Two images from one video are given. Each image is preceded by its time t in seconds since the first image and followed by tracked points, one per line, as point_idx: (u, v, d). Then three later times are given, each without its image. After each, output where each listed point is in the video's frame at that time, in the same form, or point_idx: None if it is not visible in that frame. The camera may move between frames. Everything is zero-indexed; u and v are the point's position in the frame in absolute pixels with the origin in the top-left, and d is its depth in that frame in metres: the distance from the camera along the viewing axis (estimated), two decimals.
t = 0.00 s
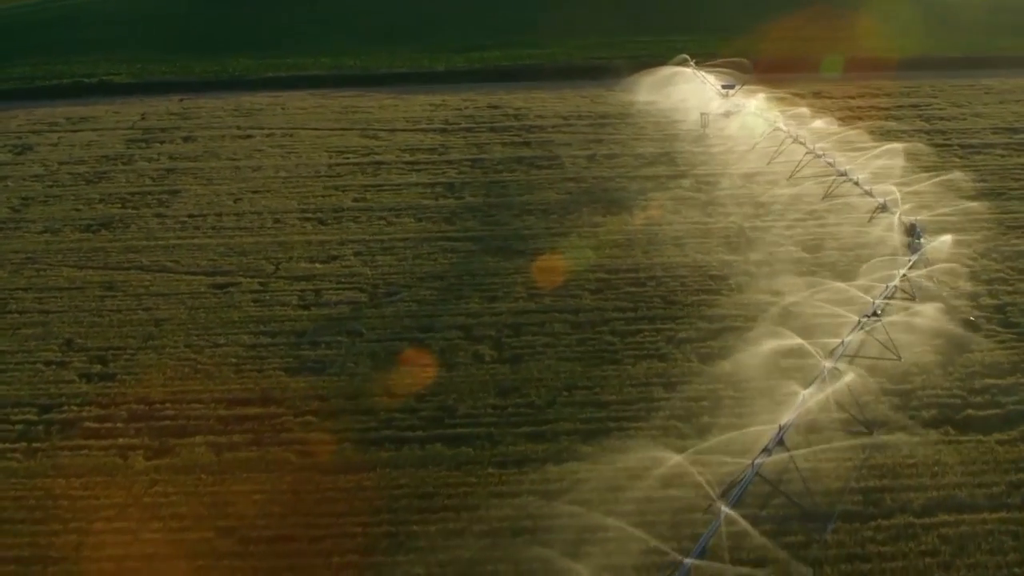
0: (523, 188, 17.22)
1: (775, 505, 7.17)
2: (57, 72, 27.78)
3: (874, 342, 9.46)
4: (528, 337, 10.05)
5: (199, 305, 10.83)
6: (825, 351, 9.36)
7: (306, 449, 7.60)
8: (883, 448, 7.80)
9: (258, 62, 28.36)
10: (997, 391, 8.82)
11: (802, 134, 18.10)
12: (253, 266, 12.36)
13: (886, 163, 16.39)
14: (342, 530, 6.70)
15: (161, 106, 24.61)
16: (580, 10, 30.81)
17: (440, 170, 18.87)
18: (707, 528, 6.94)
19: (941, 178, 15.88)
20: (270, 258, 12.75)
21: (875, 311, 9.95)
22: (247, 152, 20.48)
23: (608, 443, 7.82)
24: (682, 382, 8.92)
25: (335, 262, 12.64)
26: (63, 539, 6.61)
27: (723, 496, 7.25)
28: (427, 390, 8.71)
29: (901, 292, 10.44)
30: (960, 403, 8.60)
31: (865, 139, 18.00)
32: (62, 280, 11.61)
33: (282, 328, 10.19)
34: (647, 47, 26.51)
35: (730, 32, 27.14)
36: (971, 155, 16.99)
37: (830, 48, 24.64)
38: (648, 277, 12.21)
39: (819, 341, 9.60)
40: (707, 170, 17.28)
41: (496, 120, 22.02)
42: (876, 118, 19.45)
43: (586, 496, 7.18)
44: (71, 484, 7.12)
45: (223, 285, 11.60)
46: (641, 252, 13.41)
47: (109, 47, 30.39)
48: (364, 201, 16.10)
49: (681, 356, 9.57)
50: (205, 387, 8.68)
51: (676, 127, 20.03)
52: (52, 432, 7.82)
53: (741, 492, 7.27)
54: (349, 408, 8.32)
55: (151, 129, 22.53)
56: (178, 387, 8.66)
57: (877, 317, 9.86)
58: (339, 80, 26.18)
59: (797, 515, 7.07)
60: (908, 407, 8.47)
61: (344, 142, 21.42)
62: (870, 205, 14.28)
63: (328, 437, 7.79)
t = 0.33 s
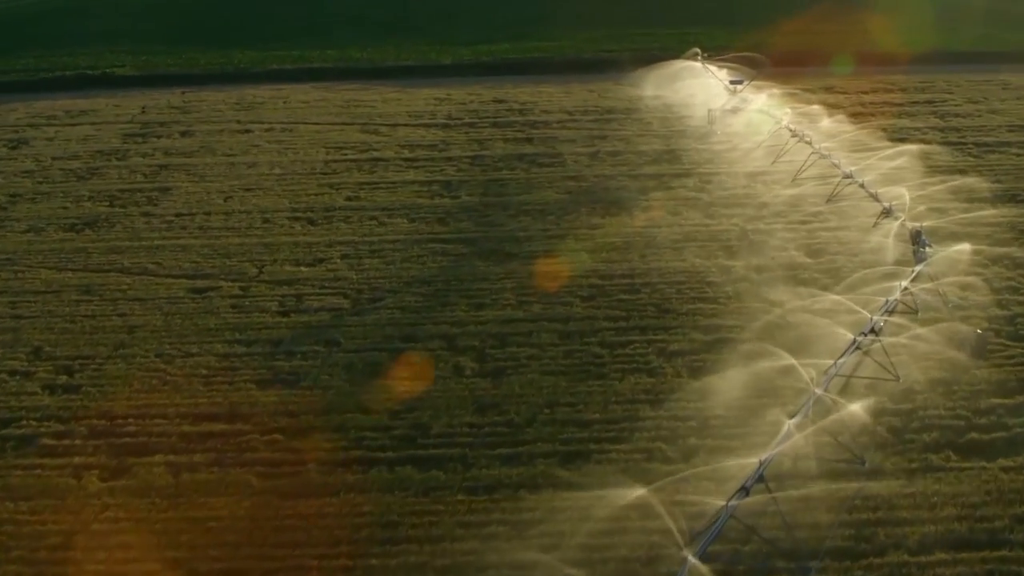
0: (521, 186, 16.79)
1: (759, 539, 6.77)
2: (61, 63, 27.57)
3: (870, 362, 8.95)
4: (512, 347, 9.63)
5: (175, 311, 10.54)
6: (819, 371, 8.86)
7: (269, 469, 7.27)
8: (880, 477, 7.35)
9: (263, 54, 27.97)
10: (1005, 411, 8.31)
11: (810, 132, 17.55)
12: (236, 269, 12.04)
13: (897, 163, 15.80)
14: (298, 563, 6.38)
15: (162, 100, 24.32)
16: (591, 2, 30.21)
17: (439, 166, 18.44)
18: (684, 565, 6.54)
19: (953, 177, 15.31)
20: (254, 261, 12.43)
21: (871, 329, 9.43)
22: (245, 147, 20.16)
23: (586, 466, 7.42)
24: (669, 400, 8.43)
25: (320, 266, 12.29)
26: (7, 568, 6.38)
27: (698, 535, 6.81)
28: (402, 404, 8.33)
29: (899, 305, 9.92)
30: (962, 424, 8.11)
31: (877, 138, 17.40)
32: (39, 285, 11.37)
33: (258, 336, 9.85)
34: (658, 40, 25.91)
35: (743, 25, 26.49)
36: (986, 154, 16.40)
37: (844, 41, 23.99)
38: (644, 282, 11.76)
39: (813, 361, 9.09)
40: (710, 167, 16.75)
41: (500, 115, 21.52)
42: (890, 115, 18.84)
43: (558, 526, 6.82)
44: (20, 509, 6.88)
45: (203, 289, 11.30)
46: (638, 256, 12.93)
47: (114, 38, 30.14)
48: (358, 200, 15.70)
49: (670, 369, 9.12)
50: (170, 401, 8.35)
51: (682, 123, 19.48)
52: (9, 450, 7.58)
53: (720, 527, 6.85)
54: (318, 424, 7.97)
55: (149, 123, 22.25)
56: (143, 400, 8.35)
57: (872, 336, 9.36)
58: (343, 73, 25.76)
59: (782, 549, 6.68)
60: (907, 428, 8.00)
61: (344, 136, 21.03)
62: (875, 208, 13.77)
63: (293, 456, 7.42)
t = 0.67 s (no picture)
0: (517, 183, 16.29)
1: None
2: (61, 52, 27.26)
3: (863, 383, 8.44)
4: (490, 360, 9.20)
5: (144, 318, 10.22)
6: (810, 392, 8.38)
7: (220, 495, 6.95)
8: (865, 512, 6.94)
9: (267, 44, 27.48)
10: (1007, 436, 7.82)
11: (816, 130, 16.94)
12: (214, 271, 11.69)
13: (905, 164, 15.21)
14: None
15: (161, 91, 23.93)
16: None
17: (435, 162, 17.97)
18: None
19: (962, 178, 14.72)
20: (232, 264, 12.07)
21: (863, 350, 8.87)
22: (239, 142, 19.76)
23: (556, 494, 7.03)
24: (650, 421, 7.99)
25: (300, 269, 11.91)
26: None
27: None
28: (367, 422, 7.93)
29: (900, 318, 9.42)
30: (963, 452, 7.60)
31: (887, 136, 16.80)
32: (10, 288, 11.09)
33: (226, 345, 9.49)
34: (667, 32, 25.24)
35: (756, 18, 25.78)
36: (1000, 154, 15.76)
37: (858, 34, 23.29)
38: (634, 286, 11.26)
39: (804, 381, 8.59)
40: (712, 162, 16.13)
41: (502, 108, 20.98)
42: (901, 111, 18.22)
43: (521, 563, 6.47)
44: None
45: (176, 293, 10.96)
46: (631, 261, 12.48)
47: (117, 27, 29.77)
48: (348, 198, 15.28)
49: (653, 385, 8.65)
50: (127, 415, 8.04)
51: (687, 117, 18.87)
52: None
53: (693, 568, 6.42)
54: (278, 443, 7.60)
55: (146, 115, 21.91)
56: (99, 414, 8.06)
57: (864, 357, 8.81)
58: (345, 64, 25.15)
59: None
60: (901, 456, 7.53)
61: (341, 129, 20.54)
62: (875, 214, 13.23)
63: (247, 480, 7.10)
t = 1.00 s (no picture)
0: (510, 178, 15.75)
1: None
2: (57, 38, 26.79)
3: (852, 405, 8.00)
4: (463, 374, 8.79)
5: (108, 326, 9.83)
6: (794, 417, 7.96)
7: (163, 524, 6.71)
8: (845, 552, 6.58)
9: (267, 32, 26.87)
10: (1003, 464, 7.36)
11: (818, 129, 16.37)
12: (187, 274, 11.32)
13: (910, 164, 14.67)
14: None
15: (157, 82, 23.34)
16: None
17: (427, 157, 17.50)
18: None
19: (968, 180, 14.16)
20: (207, 267, 11.72)
21: (845, 374, 8.35)
22: (230, 133, 19.31)
23: (517, 527, 6.73)
24: (625, 444, 7.59)
25: (276, 273, 11.54)
26: None
27: None
28: (327, 443, 7.54)
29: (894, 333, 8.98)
30: (956, 481, 7.16)
31: (893, 134, 16.21)
32: None
33: (189, 354, 9.12)
34: (674, 24, 24.57)
35: (765, 9, 25.06)
36: (1010, 153, 15.17)
37: (869, 27, 22.59)
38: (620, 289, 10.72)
39: (789, 401, 8.15)
40: (709, 160, 15.59)
41: (501, 101, 20.42)
42: (910, 106, 17.59)
43: None
44: None
45: (145, 299, 10.54)
46: (619, 266, 12.04)
47: (115, 12, 29.24)
48: (334, 196, 14.84)
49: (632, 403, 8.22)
50: (77, 431, 7.76)
51: (690, 112, 18.27)
52: None
53: None
54: (230, 465, 7.26)
55: (139, 107, 21.50)
56: (48, 430, 7.78)
57: (847, 382, 8.30)
58: (344, 52, 24.45)
59: None
60: (890, 487, 7.10)
61: (335, 121, 20.04)
62: (873, 220, 12.74)
63: (191, 506, 6.86)
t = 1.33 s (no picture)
0: (500, 174, 15.26)
1: None
2: (54, 27, 26.35)
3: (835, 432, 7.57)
4: (430, 392, 8.27)
5: (68, 333, 9.46)
6: (775, 443, 7.52)
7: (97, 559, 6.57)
8: None
9: (267, 21, 26.33)
10: (996, 497, 6.93)
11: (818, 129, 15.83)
12: (156, 278, 10.88)
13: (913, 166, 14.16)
14: None
15: (152, 73, 22.85)
16: None
17: (418, 154, 17.06)
18: None
19: (972, 182, 13.63)
20: (178, 270, 11.34)
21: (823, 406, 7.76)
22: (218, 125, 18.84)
23: (470, 564, 6.49)
24: (594, 471, 7.25)
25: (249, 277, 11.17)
26: None
27: None
28: (281, 467, 7.30)
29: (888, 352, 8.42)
30: (944, 516, 6.77)
31: (899, 132, 15.64)
32: None
33: (147, 366, 8.73)
34: (680, 16, 23.91)
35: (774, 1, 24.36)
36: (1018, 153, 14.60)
37: (879, 20, 21.92)
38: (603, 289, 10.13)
39: (773, 424, 7.73)
40: (706, 159, 15.05)
41: (498, 94, 19.90)
42: (917, 102, 17.00)
43: None
44: None
45: (110, 304, 10.19)
46: (605, 272, 11.61)
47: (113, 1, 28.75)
48: (318, 194, 14.38)
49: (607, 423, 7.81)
50: (21, 451, 7.55)
51: (690, 108, 17.72)
52: None
53: None
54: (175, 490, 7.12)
55: (131, 99, 21.08)
56: None
57: (824, 415, 7.72)
58: (342, 43, 23.93)
59: None
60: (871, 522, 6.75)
61: (327, 114, 19.56)
62: (869, 226, 12.26)
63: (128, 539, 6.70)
